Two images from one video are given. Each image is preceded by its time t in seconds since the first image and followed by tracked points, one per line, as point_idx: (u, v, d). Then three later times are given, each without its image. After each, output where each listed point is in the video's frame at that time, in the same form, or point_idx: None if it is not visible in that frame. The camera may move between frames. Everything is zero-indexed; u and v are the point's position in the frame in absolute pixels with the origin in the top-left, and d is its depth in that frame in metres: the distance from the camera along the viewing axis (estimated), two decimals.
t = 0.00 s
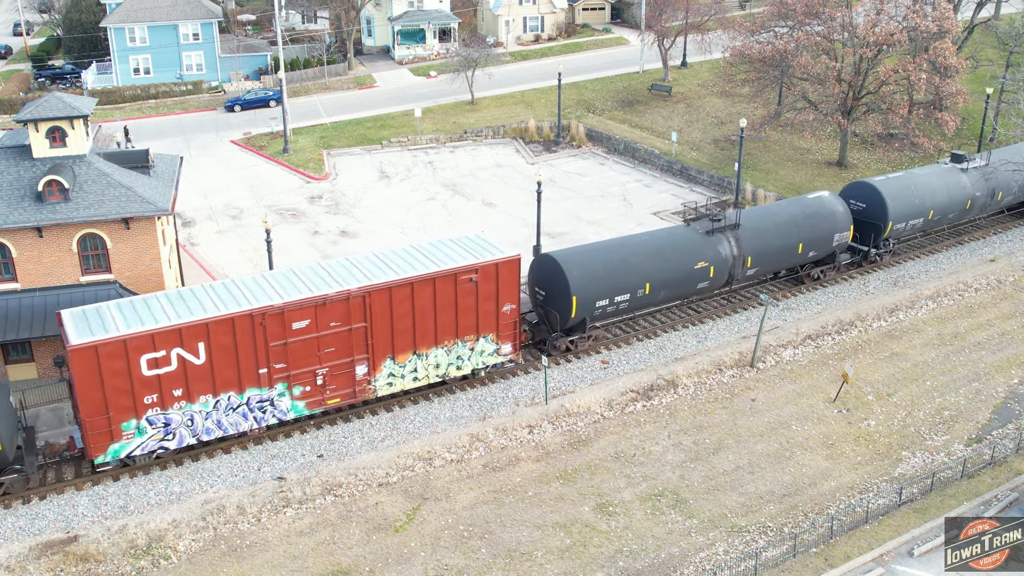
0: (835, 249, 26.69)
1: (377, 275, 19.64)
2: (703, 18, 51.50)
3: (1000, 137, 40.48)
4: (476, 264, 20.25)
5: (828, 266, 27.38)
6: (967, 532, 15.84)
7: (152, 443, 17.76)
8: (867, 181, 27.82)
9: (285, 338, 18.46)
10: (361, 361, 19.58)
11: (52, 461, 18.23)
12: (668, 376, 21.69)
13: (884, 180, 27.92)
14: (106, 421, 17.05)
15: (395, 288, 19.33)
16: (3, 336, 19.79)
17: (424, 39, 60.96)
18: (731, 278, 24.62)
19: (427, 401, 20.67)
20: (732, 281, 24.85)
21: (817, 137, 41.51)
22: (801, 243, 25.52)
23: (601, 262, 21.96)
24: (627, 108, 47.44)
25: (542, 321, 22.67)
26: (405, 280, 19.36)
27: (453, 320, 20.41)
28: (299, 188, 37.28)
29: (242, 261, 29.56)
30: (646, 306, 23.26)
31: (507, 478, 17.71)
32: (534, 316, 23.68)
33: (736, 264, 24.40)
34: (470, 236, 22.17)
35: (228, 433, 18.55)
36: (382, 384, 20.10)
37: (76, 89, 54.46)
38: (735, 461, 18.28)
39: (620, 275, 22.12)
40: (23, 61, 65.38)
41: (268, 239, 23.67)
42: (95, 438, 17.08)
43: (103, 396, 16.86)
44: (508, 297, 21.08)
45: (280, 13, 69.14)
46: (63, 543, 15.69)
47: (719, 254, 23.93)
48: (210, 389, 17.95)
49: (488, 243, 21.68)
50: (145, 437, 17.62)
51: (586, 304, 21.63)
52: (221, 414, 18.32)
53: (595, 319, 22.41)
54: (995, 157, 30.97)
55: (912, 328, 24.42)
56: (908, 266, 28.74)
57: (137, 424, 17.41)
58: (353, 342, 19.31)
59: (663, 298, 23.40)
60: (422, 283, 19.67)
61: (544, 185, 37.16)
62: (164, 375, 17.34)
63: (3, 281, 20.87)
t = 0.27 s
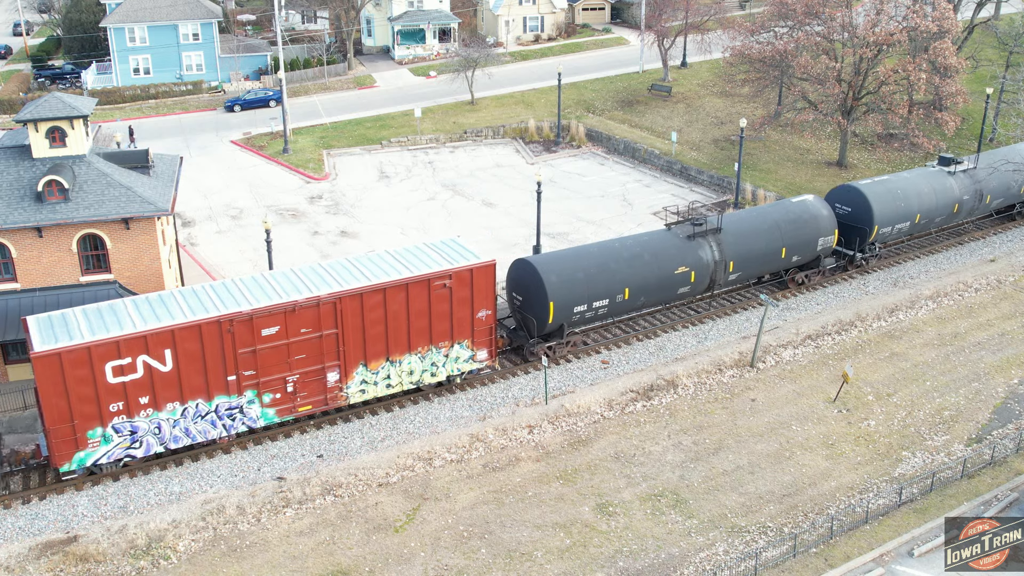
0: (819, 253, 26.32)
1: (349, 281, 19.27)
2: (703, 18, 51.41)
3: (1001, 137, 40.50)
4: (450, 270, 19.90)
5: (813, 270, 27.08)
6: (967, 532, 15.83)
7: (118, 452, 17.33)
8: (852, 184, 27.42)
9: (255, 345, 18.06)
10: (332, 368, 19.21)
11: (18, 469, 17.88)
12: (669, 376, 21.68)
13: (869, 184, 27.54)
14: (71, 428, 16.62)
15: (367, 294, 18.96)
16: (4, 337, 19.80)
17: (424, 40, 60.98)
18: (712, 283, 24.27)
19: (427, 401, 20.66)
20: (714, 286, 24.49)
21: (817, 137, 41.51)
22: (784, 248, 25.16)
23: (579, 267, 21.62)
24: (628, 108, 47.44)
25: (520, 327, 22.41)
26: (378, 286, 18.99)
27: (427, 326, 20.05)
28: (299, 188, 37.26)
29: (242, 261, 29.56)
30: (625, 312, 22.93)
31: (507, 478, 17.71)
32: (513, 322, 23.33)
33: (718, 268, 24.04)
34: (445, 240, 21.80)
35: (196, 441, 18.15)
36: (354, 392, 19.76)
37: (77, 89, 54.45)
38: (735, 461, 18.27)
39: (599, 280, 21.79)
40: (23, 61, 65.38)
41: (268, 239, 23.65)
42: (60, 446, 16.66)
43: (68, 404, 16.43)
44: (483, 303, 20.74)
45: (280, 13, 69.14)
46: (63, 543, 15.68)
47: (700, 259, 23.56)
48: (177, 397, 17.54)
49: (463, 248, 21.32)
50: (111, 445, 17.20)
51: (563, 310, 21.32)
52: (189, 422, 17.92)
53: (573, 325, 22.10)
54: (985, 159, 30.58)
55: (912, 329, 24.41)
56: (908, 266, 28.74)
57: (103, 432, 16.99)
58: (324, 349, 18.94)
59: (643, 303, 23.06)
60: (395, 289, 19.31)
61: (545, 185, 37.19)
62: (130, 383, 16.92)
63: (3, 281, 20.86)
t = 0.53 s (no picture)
0: (802, 258, 26.07)
1: (320, 286, 18.93)
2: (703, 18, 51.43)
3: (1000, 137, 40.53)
4: (423, 275, 19.52)
5: (798, 275, 26.73)
6: (967, 532, 15.84)
7: (84, 459, 17.08)
8: (838, 188, 27.17)
9: (223, 352, 17.74)
10: (303, 375, 18.87)
11: None
12: (669, 376, 21.69)
13: (855, 187, 27.28)
14: (35, 436, 16.41)
15: (338, 300, 18.63)
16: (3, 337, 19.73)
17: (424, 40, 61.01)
18: (694, 288, 23.98)
19: (427, 400, 20.65)
20: (696, 291, 24.21)
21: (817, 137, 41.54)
22: (766, 252, 24.92)
23: (557, 272, 21.31)
24: (628, 108, 47.45)
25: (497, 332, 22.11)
26: (349, 291, 18.64)
27: (401, 332, 19.69)
28: (299, 188, 37.27)
29: (241, 261, 29.57)
30: (604, 318, 22.62)
31: (507, 478, 17.71)
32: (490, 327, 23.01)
33: (699, 273, 23.78)
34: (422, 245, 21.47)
35: (164, 449, 17.85)
36: (326, 399, 19.42)
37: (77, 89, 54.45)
38: (736, 461, 18.28)
39: (578, 285, 21.49)
40: (23, 61, 65.40)
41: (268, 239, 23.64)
42: (24, 453, 16.45)
43: (32, 411, 16.20)
44: (458, 309, 20.35)
45: (280, 13, 69.15)
46: (63, 543, 15.68)
47: (681, 264, 23.32)
48: (144, 404, 17.23)
49: (439, 253, 20.95)
50: (77, 453, 16.96)
51: (541, 315, 21.03)
52: (156, 430, 17.61)
53: (551, 331, 21.80)
54: (973, 162, 30.24)
55: (913, 329, 24.41)
56: (908, 266, 28.76)
57: (68, 440, 16.75)
58: (294, 355, 18.60)
59: (622, 309, 22.74)
60: (367, 294, 18.96)
61: (545, 184, 37.22)
62: (95, 390, 16.65)
63: (3, 281, 20.86)
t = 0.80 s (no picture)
0: (787, 263, 25.67)
1: (290, 292, 18.61)
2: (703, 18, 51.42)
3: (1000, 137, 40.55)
4: (396, 281, 19.21)
5: (782, 279, 26.36)
6: (967, 532, 15.83)
7: (50, 467, 16.83)
8: (823, 192, 26.71)
9: (191, 359, 17.43)
10: (273, 382, 18.55)
11: None
12: (669, 376, 21.69)
13: (840, 191, 26.86)
14: None
15: (308, 306, 18.31)
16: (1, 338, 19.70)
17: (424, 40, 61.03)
18: (675, 293, 23.55)
19: (428, 401, 20.66)
20: (678, 296, 23.79)
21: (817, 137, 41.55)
22: (750, 257, 24.52)
23: (534, 278, 20.96)
24: (628, 108, 47.45)
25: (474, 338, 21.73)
26: (319, 298, 18.33)
27: (374, 338, 19.38)
28: (299, 189, 37.27)
29: (242, 261, 29.57)
30: (583, 323, 22.24)
31: (507, 478, 17.71)
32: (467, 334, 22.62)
33: (680, 278, 23.36)
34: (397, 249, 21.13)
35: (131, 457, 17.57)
36: (297, 406, 19.10)
37: (76, 89, 54.43)
38: (736, 461, 18.27)
39: (556, 291, 21.14)
40: (23, 61, 65.42)
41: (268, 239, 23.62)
42: None
43: None
44: (432, 315, 20.03)
45: (280, 13, 69.16)
46: (63, 543, 15.67)
47: (662, 269, 22.89)
48: (110, 412, 16.94)
49: (413, 258, 20.62)
50: (42, 461, 16.72)
51: (517, 322, 20.66)
52: (123, 437, 17.32)
53: (528, 337, 21.42)
54: (961, 165, 29.89)
55: (913, 329, 24.40)
56: (908, 266, 28.75)
57: (33, 448, 16.51)
58: (264, 363, 18.29)
59: (602, 314, 22.35)
60: (338, 300, 18.64)
61: (545, 184, 37.23)
62: (60, 398, 16.38)
63: (3, 281, 20.87)
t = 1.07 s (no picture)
0: (770, 268, 25.43)
1: (260, 298, 18.34)
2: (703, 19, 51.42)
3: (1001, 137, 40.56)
4: (367, 287, 18.93)
5: (765, 284, 26.01)
6: (967, 532, 15.83)
7: (15, 475, 16.64)
8: (808, 196, 26.45)
9: (157, 367, 17.19)
10: (243, 390, 18.27)
11: None
12: (669, 376, 21.69)
13: (825, 195, 26.65)
14: None
15: (277, 312, 18.04)
16: None
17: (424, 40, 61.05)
18: (655, 299, 23.32)
19: (428, 401, 20.65)
20: (658, 302, 23.52)
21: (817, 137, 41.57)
22: (732, 261, 24.26)
23: (511, 284, 20.67)
24: (628, 109, 47.46)
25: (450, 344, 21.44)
26: (289, 304, 18.05)
27: (345, 345, 19.10)
28: (299, 189, 37.28)
29: (242, 261, 29.58)
30: (561, 329, 21.95)
31: (507, 478, 17.71)
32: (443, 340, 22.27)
33: (660, 283, 23.10)
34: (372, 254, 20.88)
35: (98, 465, 17.33)
36: (268, 414, 18.82)
37: (76, 89, 54.43)
38: (736, 461, 18.27)
39: (533, 296, 20.85)
40: (23, 61, 65.45)
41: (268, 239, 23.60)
42: None
43: None
44: (406, 321, 19.73)
45: (280, 14, 69.18)
46: (63, 544, 15.67)
47: (641, 274, 22.65)
48: (75, 420, 16.73)
49: (388, 263, 20.35)
50: (7, 468, 16.53)
51: (493, 328, 20.36)
52: (89, 445, 17.08)
53: (505, 343, 21.12)
54: (949, 168, 29.63)
55: (913, 329, 24.40)
56: (908, 266, 28.76)
57: None
58: (233, 370, 18.02)
59: (580, 320, 22.05)
60: (308, 307, 18.37)
61: (545, 184, 37.25)
62: (24, 406, 16.20)
63: (4, 281, 20.88)
